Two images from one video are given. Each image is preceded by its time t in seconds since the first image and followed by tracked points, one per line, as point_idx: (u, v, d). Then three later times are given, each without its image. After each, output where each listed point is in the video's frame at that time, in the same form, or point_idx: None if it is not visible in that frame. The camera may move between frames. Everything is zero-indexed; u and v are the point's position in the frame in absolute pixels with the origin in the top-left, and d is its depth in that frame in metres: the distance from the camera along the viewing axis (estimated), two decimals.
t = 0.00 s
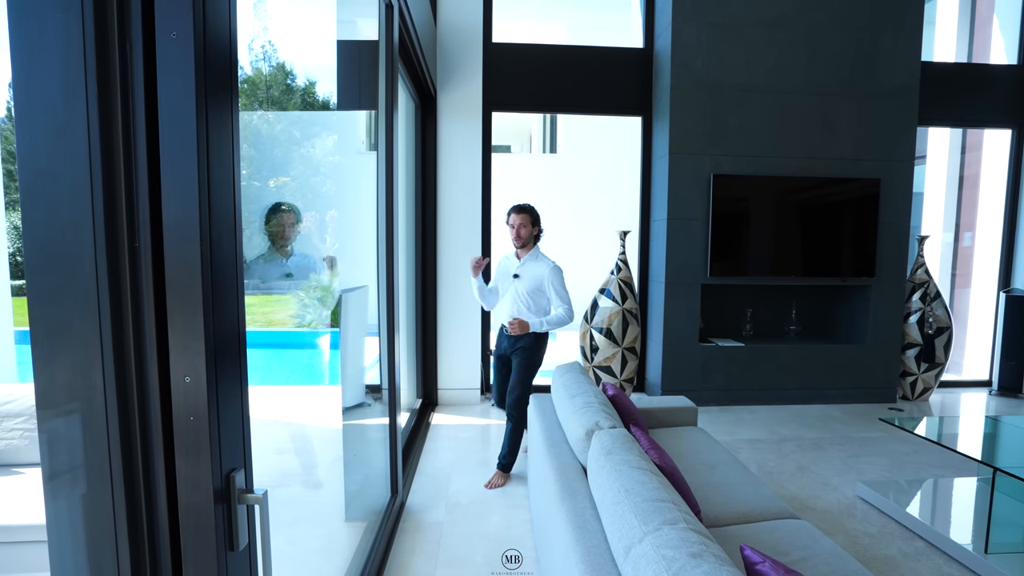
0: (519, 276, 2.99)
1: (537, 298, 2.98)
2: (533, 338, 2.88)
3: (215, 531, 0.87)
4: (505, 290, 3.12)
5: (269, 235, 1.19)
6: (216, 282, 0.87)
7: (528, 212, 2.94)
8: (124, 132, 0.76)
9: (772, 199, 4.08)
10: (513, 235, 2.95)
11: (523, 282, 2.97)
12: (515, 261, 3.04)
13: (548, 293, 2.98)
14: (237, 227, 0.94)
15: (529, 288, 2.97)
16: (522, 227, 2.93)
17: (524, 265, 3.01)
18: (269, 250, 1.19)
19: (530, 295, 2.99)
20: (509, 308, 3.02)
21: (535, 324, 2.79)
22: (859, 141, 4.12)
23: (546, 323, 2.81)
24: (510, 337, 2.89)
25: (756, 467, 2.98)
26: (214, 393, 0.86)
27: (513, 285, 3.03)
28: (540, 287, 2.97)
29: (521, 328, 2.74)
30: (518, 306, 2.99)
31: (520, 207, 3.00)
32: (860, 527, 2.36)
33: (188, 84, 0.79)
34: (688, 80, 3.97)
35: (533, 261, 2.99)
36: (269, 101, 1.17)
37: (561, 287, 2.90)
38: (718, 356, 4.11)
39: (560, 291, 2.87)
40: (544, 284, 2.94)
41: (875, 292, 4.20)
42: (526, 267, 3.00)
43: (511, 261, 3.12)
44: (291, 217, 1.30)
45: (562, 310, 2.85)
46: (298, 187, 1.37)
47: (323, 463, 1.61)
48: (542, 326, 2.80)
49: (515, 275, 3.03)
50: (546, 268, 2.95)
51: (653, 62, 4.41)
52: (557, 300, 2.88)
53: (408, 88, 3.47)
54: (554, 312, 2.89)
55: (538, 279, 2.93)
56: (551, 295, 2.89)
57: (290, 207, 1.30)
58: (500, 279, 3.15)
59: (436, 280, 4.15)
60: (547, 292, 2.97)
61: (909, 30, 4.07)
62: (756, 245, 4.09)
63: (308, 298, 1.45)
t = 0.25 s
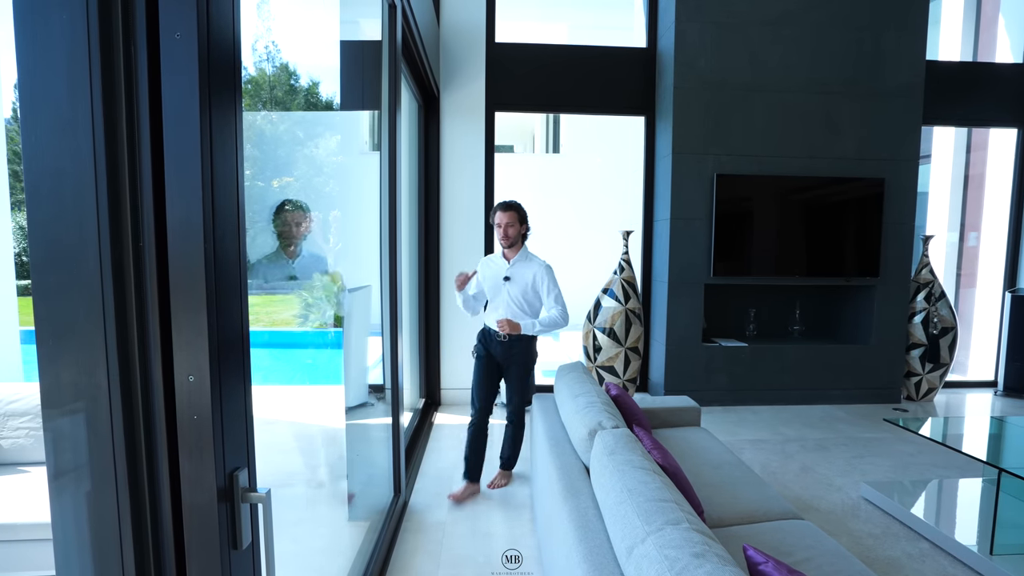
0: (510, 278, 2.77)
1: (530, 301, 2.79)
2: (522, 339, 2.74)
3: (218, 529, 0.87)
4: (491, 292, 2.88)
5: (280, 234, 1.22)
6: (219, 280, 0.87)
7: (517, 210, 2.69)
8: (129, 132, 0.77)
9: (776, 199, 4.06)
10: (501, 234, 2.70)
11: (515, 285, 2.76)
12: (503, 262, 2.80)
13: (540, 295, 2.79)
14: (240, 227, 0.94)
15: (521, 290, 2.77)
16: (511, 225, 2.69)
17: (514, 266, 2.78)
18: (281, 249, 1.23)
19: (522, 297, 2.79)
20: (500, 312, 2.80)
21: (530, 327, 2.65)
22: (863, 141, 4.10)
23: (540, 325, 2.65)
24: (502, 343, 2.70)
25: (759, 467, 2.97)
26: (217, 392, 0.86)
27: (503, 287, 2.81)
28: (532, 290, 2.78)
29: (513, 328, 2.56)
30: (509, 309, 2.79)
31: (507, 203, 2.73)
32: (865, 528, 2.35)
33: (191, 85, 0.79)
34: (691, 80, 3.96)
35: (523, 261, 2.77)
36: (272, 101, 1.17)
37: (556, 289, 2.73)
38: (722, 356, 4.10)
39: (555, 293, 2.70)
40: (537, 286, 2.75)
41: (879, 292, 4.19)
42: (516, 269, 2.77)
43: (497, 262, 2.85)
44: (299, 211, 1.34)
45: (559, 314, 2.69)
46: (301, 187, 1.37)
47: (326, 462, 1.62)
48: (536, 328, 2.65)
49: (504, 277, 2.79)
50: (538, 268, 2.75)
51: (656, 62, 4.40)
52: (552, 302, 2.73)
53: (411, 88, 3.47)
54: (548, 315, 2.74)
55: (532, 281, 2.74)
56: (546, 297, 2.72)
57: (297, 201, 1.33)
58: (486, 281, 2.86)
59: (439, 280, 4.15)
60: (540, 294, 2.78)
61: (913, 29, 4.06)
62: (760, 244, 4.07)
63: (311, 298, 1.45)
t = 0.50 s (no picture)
0: (499, 283, 2.60)
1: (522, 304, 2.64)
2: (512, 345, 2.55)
3: (219, 526, 0.87)
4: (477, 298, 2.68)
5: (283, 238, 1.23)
6: (221, 280, 0.88)
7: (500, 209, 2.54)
8: (131, 133, 0.77)
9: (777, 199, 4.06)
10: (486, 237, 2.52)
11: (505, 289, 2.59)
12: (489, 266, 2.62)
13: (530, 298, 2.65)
14: (240, 226, 0.94)
15: (512, 294, 2.60)
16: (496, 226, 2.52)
17: (500, 270, 2.62)
18: (281, 249, 1.23)
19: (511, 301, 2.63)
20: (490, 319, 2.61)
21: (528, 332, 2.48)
22: (865, 140, 4.09)
23: (539, 330, 2.49)
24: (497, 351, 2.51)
25: (761, 468, 2.97)
26: (218, 390, 0.87)
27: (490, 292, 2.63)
28: (522, 293, 2.63)
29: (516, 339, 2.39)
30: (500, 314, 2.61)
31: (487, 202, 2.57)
32: (866, 528, 2.34)
33: (192, 84, 0.80)
34: (692, 80, 3.95)
35: (511, 264, 2.61)
36: (274, 102, 1.17)
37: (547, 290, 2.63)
38: (723, 356, 4.10)
39: (548, 294, 2.58)
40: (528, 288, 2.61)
41: (881, 292, 4.18)
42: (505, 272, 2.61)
43: (481, 267, 2.66)
44: (304, 210, 1.37)
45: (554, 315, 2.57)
46: (304, 187, 1.38)
47: (327, 461, 1.62)
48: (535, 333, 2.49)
49: (492, 282, 2.61)
50: (528, 270, 2.62)
51: (658, 62, 4.40)
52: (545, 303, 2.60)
53: (412, 88, 3.47)
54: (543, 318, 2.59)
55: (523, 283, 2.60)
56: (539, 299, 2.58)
57: (302, 200, 1.35)
58: (472, 287, 2.67)
59: (440, 280, 4.16)
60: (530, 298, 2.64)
61: (916, 28, 4.05)
62: (761, 244, 4.07)
63: (312, 298, 1.46)
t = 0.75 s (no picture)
0: (497, 281, 2.35)
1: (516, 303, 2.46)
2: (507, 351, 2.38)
3: (220, 524, 0.88)
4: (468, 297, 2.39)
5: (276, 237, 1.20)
6: (222, 281, 0.89)
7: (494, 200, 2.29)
8: (133, 137, 0.78)
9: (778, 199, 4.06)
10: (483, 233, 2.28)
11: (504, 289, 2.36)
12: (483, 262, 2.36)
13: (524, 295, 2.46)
14: (241, 227, 0.95)
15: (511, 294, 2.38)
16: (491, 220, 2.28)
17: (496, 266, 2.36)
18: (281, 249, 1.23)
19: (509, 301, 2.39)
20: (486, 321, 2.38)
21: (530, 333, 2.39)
22: (866, 141, 4.10)
23: (537, 327, 2.45)
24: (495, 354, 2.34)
25: (761, 468, 2.97)
26: (218, 390, 0.88)
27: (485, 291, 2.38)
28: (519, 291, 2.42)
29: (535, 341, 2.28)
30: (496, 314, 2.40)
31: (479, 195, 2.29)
32: (866, 528, 2.34)
33: (193, 87, 0.81)
34: (693, 81, 3.96)
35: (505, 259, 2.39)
36: (276, 102, 1.18)
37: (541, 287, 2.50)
38: (724, 356, 4.10)
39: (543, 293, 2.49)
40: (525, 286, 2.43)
41: (882, 292, 4.18)
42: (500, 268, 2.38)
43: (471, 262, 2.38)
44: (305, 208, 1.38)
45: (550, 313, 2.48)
46: (305, 188, 1.39)
47: (328, 461, 1.63)
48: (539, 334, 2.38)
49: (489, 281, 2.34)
50: (524, 266, 2.43)
51: (658, 62, 4.41)
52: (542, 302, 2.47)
53: (413, 89, 3.48)
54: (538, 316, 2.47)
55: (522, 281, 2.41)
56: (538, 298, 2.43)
57: (303, 201, 1.36)
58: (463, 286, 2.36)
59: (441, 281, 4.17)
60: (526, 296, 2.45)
61: (916, 28, 4.05)
62: (762, 245, 4.07)
63: (313, 299, 1.47)
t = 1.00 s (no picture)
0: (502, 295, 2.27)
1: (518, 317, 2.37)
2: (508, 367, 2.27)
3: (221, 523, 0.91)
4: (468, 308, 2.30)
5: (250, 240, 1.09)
6: (223, 285, 0.91)
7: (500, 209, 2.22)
8: (136, 143, 0.80)
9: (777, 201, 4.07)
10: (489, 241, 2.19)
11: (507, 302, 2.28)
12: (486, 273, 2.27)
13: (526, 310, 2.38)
14: (241, 231, 0.97)
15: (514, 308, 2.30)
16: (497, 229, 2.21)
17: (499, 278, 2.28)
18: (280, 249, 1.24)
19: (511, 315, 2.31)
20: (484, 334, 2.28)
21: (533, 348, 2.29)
22: (865, 142, 4.11)
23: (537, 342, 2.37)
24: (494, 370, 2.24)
25: (759, 469, 2.98)
26: (219, 393, 0.90)
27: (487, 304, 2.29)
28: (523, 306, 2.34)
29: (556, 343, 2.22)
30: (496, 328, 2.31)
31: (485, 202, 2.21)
32: (862, 529, 2.36)
33: (195, 93, 0.82)
34: (692, 83, 3.97)
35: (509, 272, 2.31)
36: (277, 103, 1.20)
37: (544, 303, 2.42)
38: (723, 357, 4.11)
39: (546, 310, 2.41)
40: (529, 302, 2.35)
41: (881, 293, 4.19)
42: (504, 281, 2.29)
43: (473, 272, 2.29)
44: (306, 209, 1.39)
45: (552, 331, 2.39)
46: (306, 189, 1.40)
47: (328, 461, 1.65)
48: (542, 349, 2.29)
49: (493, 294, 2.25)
50: (529, 280, 2.36)
51: (658, 64, 4.42)
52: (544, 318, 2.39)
53: (413, 91, 3.50)
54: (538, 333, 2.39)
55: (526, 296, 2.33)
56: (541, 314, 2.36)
57: (304, 202, 1.38)
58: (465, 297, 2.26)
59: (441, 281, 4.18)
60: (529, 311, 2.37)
61: (915, 30, 4.05)
62: (761, 246, 4.08)
63: (314, 299, 1.48)
